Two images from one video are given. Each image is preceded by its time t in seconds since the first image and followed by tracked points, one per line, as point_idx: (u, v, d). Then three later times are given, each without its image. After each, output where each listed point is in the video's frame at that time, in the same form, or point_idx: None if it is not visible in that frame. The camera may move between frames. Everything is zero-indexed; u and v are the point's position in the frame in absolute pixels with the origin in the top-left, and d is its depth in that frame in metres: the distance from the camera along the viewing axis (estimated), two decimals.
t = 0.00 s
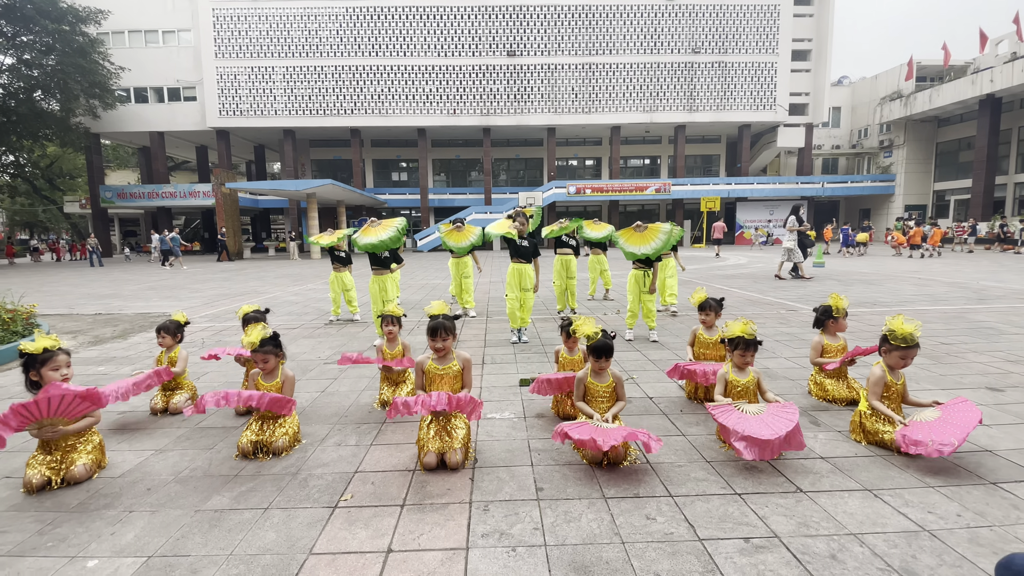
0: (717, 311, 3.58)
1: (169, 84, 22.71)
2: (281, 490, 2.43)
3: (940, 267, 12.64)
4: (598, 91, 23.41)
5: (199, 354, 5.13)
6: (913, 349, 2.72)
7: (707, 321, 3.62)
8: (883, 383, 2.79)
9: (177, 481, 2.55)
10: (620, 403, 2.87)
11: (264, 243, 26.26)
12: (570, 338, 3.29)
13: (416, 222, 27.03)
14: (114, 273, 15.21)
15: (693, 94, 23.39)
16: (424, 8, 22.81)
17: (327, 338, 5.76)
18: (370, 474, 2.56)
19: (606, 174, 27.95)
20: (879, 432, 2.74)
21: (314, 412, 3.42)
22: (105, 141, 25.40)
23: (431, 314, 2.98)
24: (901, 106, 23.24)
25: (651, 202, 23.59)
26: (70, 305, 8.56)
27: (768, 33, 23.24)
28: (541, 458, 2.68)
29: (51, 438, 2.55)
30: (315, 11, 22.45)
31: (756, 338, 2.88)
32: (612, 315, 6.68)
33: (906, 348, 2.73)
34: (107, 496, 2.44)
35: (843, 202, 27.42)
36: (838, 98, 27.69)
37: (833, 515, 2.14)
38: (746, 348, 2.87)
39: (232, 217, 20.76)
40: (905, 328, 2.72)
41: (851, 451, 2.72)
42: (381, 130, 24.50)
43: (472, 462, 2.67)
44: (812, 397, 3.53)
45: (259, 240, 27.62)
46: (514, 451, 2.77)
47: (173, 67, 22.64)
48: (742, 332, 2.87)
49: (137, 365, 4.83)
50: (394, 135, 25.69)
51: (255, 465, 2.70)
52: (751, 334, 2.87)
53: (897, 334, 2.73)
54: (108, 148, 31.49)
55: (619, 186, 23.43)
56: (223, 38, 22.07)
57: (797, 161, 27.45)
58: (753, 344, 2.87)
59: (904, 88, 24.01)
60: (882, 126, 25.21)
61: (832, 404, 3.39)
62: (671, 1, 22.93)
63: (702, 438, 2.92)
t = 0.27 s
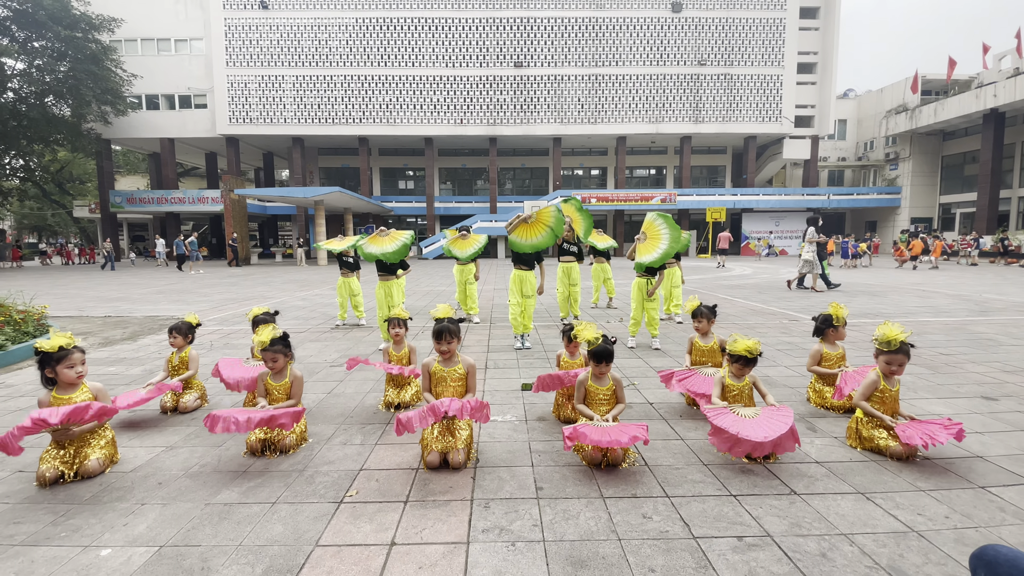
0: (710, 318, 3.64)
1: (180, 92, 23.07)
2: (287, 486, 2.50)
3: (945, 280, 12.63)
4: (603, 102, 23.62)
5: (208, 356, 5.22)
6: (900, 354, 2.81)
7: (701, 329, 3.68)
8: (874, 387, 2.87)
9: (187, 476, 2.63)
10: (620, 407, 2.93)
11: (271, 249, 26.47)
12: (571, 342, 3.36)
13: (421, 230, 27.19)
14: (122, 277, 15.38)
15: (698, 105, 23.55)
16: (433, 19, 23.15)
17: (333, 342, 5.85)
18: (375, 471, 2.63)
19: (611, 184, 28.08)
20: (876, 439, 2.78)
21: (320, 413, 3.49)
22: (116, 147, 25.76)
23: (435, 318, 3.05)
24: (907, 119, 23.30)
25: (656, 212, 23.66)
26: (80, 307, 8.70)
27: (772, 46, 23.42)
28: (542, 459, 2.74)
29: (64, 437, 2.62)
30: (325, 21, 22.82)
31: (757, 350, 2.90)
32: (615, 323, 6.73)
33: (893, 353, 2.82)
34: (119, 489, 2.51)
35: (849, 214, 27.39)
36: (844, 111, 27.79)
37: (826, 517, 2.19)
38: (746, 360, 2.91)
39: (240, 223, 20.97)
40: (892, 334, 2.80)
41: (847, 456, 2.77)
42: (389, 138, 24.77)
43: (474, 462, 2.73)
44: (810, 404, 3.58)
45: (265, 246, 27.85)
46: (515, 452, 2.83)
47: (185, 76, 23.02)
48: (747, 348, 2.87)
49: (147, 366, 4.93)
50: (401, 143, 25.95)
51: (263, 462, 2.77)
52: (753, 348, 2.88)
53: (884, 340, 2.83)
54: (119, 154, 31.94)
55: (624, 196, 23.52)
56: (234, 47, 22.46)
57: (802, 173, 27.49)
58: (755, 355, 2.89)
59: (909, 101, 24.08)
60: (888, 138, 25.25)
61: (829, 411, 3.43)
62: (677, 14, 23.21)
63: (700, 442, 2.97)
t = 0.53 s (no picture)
0: (704, 323, 3.67)
1: (184, 98, 23.24)
2: (286, 486, 2.53)
3: (944, 288, 12.66)
4: (604, 110, 23.77)
5: (207, 359, 5.24)
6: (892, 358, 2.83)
7: (696, 334, 3.70)
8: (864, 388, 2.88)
9: (186, 476, 2.65)
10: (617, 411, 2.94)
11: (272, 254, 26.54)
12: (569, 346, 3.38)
13: (422, 236, 27.26)
14: (123, 281, 15.43)
15: (698, 114, 23.70)
16: (435, 27, 23.35)
17: (333, 346, 5.87)
18: (372, 473, 2.65)
19: (611, 192, 28.21)
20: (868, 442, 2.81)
21: (319, 415, 3.52)
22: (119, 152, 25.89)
23: (435, 322, 3.07)
24: (906, 129, 23.44)
25: (656, 220, 23.73)
26: (81, 310, 8.73)
27: (772, 56, 23.59)
28: (539, 462, 2.76)
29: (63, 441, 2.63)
30: (328, 29, 22.99)
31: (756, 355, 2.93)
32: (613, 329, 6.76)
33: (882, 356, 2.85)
34: (119, 489, 2.53)
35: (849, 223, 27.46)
36: (843, 120, 27.96)
37: (819, 519, 2.21)
38: (744, 365, 2.94)
39: (241, 228, 21.07)
40: (882, 338, 2.84)
41: (842, 460, 2.79)
42: (390, 145, 24.91)
43: (471, 464, 2.75)
44: (806, 409, 3.60)
45: (266, 251, 27.94)
46: (512, 455, 2.85)
47: (189, 82, 23.20)
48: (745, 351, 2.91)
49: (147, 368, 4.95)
50: (402, 150, 26.09)
51: (262, 463, 2.79)
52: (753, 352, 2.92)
53: (875, 344, 2.86)
54: (122, 159, 32.11)
55: (624, 204, 23.60)
56: (238, 54, 22.64)
57: (802, 181, 27.61)
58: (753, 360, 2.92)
59: (908, 111, 24.23)
60: (887, 148, 25.39)
61: (825, 417, 3.45)
62: (677, 24, 23.42)
63: (696, 446, 2.99)
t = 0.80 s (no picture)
0: (706, 323, 3.72)
1: (183, 101, 23.29)
2: (294, 482, 2.57)
3: (940, 290, 12.77)
4: (602, 113, 23.88)
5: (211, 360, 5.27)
6: (883, 356, 2.91)
7: (698, 333, 3.75)
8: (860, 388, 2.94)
9: (196, 472, 2.69)
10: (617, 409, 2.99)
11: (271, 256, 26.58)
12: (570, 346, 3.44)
13: (420, 238, 27.32)
14: (123, 283, 15.44)
15: (696, 117, 23.84)
16: (434, 31, 23.46)
17: (335, 346, 5.91)
18: (379, 469, 2.69)
19: (609, 194, 28.34)
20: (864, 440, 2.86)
21: (324, 414, 3.56)
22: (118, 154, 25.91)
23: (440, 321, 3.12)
24: (902, 132, 23.61)
25: (654, 222, 23.83)
26: (82, 312, 8.75)
27: (769, 59, 23.75)
28: (542, 458, 2.81)
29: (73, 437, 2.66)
30: (328, 32, 23.08)
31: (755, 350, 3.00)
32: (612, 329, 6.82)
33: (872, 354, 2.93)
34: (129, 485, 2.57)
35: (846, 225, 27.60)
36: (840, 123, 28.15)
37: (818, 513, 2.26)
38: (743, 360, 3.00)
39: (240, 229, 21.13)
40: (871, 337, 2.94)
41: (839, 457, 2.84)
42: (390, 147, 24.99)
43: (476, 461, 2.79)
44: (804, 408, 3.66)
45: (265, 253, 27.99)
46: (516, 452, 2.90)
47: (189, 85, 23.25)
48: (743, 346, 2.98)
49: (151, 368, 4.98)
50: (402, 152, 26.18)
51: (269, 460, 2.84)
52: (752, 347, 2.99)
53: (864, 343, 2.96)
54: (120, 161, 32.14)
55: (622, 206, 23.69)
56: (238, 57, 22.71)
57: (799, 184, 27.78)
58: (751, 357, 2.99)
59: (904, 114, 24.41)
60: (883, 151, 25.54)
61: (823, 415, 3.51)
62: (675, 27, 23.57)
63: (696, 443, 3.04)
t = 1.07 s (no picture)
0: (721, 327, 3.76)
1: (188, 106, 23.43)
2: (313, 481, 2.63)
3: (942, 293, 12.81)
4: (604, 117, 23.98)
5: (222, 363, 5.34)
6: (887, 356, 2.97)
7: (711, 336, 3.81)
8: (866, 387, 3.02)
9: (216, 473, 2.75)
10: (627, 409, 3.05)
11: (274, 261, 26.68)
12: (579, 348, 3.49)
13: (423, 242, 27.40)
14: (128, 287, 15.52)
15: (697, 121, 23.94)
16: (436, 36, 23.61)
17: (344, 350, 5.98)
18: (395, 469, 2.76)
19: (611, 198, 28.42)
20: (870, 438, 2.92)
21: (338, 415, 3.63)
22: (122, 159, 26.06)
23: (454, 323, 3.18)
24: (903, 134, 23.67)
25: (656, 225, 23.88)
26: (91, 316, 8.83)
27: (770, 63, 23.83)
28: (554, 458, 2.87)
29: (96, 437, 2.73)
30: (331, 38, 23.21)
31: (761, 350, 3.07)
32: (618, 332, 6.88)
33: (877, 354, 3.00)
34: (152, 485, 2.64)
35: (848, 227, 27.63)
36: (841, 126, 28.21)
37: (826, 511, 2.32)
38: (751, 361, 3.05)
39: (244, 233, 21.27)
40: (876, 338, 3.00)
41: (845, 456, 2.90)
42: (392, 152, 25.11)
43: (489, 461, 2.85)
44: (810, 409, 3.71)
45: (268, 258, 28.11)
46: (528, 452, 2.96)
47: (193, 91, 23.40)
48: (750, 345, 3.05)
49: (164, 371, 5.05)
50: (404, 157, 26.31)
51: (288, 460, 2.90)
52: (759, 347, 3.06)
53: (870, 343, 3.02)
54: (125, 166, 32.31)
55: (624, 210, 23.74)
56: (242, 63, 22.88)
57: (800, 187, 27.82)
58: (758, 358, 3.05)
59: (905, 117, 24.48)
60: (885, 153, 25.59)
61: (829, 416, 3.56)
62: (676, 32, 23.69)
63: (704, 443, 3.10)
